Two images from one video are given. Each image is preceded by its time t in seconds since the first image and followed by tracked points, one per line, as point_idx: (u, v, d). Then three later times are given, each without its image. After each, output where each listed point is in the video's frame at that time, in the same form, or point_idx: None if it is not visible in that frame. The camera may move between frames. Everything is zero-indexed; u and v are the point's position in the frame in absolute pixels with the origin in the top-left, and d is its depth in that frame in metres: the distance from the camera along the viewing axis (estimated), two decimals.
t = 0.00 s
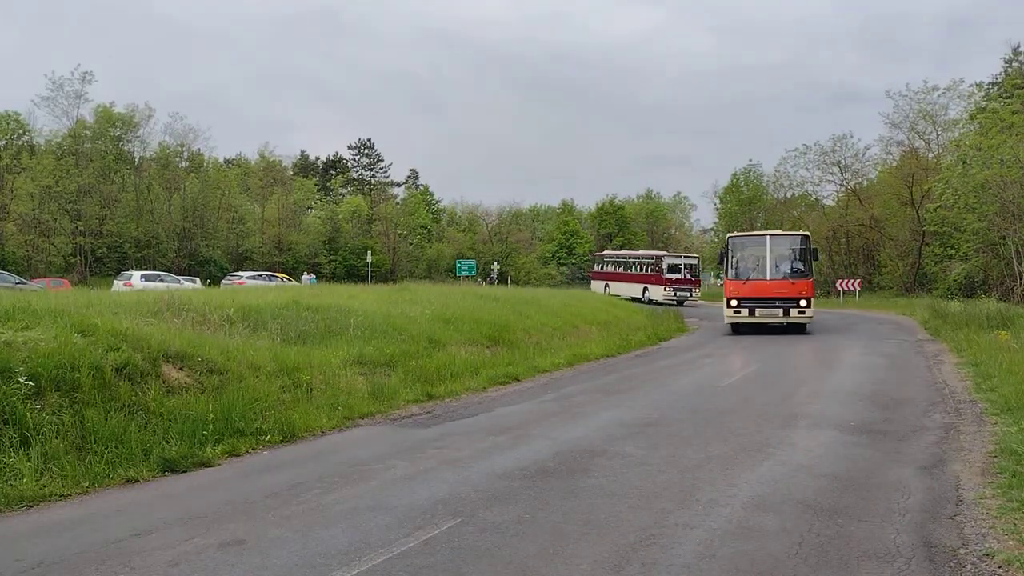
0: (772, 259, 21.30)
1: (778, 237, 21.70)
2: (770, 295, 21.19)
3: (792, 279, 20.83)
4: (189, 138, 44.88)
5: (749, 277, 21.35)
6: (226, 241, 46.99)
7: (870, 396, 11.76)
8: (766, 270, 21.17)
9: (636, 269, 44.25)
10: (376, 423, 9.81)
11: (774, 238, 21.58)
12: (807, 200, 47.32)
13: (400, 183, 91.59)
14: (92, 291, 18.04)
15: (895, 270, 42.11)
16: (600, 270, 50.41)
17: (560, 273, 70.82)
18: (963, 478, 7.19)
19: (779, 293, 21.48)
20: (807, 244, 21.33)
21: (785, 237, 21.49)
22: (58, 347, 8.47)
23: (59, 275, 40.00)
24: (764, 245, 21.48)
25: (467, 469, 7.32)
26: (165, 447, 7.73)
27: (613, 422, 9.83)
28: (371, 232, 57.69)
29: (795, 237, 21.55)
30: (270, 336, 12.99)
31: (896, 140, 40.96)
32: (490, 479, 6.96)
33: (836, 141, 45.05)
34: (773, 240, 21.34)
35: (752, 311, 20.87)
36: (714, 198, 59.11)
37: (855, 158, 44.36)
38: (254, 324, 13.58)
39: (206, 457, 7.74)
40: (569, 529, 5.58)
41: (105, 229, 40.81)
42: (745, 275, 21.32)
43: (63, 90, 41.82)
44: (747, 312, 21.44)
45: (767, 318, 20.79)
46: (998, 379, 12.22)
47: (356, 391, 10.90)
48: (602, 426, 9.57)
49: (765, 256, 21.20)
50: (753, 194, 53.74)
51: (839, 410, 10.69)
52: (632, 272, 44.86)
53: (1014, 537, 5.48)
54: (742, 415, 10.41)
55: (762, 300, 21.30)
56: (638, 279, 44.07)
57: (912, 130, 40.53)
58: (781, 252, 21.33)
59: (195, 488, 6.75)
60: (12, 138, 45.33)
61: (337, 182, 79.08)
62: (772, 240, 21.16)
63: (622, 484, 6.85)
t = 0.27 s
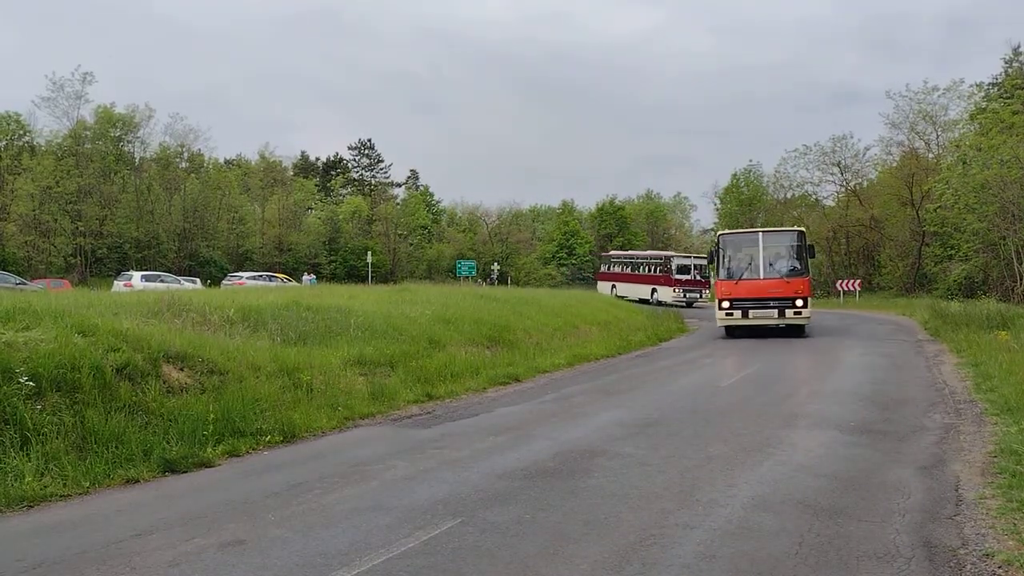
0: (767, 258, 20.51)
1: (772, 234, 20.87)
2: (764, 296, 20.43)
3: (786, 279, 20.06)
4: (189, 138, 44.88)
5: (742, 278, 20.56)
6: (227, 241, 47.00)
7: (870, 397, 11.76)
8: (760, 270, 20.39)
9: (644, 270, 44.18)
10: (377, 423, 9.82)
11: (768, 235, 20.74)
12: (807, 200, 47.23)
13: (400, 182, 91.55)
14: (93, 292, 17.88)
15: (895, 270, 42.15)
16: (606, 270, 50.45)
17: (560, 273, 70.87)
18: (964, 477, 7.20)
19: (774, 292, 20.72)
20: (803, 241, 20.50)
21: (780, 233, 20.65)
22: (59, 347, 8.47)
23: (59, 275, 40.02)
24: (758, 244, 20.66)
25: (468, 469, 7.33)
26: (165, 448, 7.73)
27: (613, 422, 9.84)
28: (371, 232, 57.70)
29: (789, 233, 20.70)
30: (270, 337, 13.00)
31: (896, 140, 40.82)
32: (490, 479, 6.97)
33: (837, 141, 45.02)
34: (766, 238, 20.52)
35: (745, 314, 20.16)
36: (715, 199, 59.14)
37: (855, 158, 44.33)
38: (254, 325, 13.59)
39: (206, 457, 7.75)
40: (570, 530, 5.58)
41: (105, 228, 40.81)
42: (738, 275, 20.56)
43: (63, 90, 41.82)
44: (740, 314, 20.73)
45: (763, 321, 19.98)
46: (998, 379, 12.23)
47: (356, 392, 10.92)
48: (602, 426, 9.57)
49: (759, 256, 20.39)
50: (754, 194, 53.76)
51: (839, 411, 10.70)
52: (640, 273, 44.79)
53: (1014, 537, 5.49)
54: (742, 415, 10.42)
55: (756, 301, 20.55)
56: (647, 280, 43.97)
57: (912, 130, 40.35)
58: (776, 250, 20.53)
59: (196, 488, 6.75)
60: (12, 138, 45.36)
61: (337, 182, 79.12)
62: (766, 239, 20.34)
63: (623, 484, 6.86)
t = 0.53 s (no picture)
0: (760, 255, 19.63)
1: (766, 230, 19.97)
2: (757, 296, 19.57)
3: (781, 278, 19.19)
4: (189, 138, 44.86)
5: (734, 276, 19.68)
6: (227, 241, 47.01)
7: (870, 397, 11.77)
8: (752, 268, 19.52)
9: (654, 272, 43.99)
10: (377, 423, 9.83)
11: (762, 231, 19.84)
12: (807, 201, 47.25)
13: (400, 183, 91.61)
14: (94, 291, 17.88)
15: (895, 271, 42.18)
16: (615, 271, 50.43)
17: (561, 273, 70.92)
18: (964, 478, 7.21)
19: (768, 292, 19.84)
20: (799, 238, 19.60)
21: (774, 230, 19.75)
22: (59, 347, 8.47)
23: (60, 275, 40.02)
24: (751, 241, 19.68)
25: (468, 469, 7.33)
26: (166, 447, 7.74)
27: (614, 422, 9.84)
28: (372, 232, 57.70)
29: (784, 229, 19.79)
30: (271, 337, 13.01)
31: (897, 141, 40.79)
32: (490, 479, 6.97)
33: (837, 141, 44.99)
34: (760, 234, 19.63)
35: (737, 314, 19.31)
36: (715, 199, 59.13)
37: (856, 158, 44.31)
38: (255, 325, 13.60)
39: (207, 457, 7.75)
40: (570, 530, 5.59)
41: (106, 228, 40.82)
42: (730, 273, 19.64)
43: (64, 90, 41.83)
44: (732, 314, 19.89)
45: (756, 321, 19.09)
46: (999, 380, 12.23)
47: (356, 392, 10.91)
48: (602, 427, 9.57)
49: (752, 253, 19.51)
50: (754, 195, 53.74)
51: (839, 411, 10.71)
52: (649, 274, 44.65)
53: (1014, 537, 5.49)
54: (743, 415, 10.41)
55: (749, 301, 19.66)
56: (656, 282, 43.78)
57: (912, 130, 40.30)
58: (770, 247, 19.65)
59: (197, 488, 6.76)
60: (12, 138, 45.32)
61: (338, 183, 79.12)
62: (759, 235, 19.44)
63: (623, 484, 6.86)
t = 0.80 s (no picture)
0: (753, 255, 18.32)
1: (760, 228, 18.62)
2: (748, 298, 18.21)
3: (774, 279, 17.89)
4: (190, 137, 44.80)
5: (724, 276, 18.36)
6: (228, 241, 46.99)
7: (871, 399, 11.76)
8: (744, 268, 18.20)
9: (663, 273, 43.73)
10: (378, 423, 9.83)
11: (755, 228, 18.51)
12: (809, 201, 47.15)
13: (401, 183, 91.58)
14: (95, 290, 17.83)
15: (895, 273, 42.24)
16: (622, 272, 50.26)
17: (561, 274, 70.97)
18: (965, 479, 7.21)
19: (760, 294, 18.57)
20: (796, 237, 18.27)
21: (769, 227, 18.41)
22: (60, 346, 8.47)
23: (60, 274, 39.99)
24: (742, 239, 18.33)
25: (469, 470, 7.34)
26: (166, 446, 7.74)
27: (614, 423, 9.83)
28: (372, 232, 57.73)
29: (781, 226, 18.46)
30: (271, 336, 13.01)
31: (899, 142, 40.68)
32: (491, 480, 6.97)
33: (839, 142, 44.94)
34: (753, 232, 18.29)
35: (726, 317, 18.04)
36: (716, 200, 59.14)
37: (857, 159, 44.28)
38: (255, 324, 13.59)
39: (207, 457, 7.75)
40: (570, 530, 5.58)
41: (107, 228, 40.83)
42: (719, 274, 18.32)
43: (65, 89, 41.82)
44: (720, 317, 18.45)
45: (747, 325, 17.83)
46: (999, 382, 12.24)
47: (356, 392, 10.91)
48: (602, 427, 9.55)
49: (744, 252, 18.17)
50: (755, 196, 53.74)
51: (839, 413, 10.69)
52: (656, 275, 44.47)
53: (1015, 540, 5.49)
54: (743, 417, 10.41)
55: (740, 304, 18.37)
56: (664, 283, 43.54)
57: (914, 132, 39.99)
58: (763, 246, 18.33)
59: (197, 487, 6.76)
60: (14, 136, 45.29)
61: (339, 182, 79.10)
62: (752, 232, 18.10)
63: (623, 486, 6.86)
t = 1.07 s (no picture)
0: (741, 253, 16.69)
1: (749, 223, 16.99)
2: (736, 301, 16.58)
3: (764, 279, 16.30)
4: (191, 137, 44.73)
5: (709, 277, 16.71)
6: (228, 241, 46.98)
7: (871, 400, 11.74)
8: (731, 268, 16.56)
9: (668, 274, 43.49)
10: (378, 423, 9.83)
11: (743, 223, 16.86)
12: (809, 203, 47.13)
13: (401, 183, 91.55)
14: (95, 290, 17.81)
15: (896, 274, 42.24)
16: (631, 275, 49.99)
17: (561, 274, 70.96)
18: (964, 482, 7.20)
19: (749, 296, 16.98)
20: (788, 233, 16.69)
21: (759, 222, 16.77)
22: (60, 346, 8.47)
23: (61, 274, 39.96)
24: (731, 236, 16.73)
25: (468, 470, 7.34)
26: (166, 446, 7.74)
27: (614, 424, 9.81)
28: (372, 232, 57.70)
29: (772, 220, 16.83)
30: (272, 336, 13.02)
31: (900, 143, 40.63)
32: (490, 480, 6.96)
33: (840, 144, 44.89)
34: (741, 228, 16.64)
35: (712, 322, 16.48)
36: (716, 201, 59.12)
37: (858, 161, 44.23)
38: (256, 324, 13.59)
39: (207, 456, 7.74)
40: (569, 531, 5.58)
41: (107, 227, 40.85)
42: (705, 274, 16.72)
43: (66, 88, 41.80)
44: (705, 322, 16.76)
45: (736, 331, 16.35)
46: (999, 384, 12.22)
47: (357, 392, 10.91)
48: (602, 428, 9.54)
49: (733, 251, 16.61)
50: (756, 197, 53.72)
51: (839, 414, 10.68)
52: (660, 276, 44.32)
53: (1014, 542, 5.48)
54: (743, 418, 10.39)
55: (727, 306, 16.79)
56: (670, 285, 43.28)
57: (915, 134, 39.91)
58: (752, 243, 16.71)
59: (197, 487, 6.76)
60: (14, 135, 45.23)
61: (339, 182, 79.08)
62: (739, 229, 16.44)
63: (623, 487, 6.85)
